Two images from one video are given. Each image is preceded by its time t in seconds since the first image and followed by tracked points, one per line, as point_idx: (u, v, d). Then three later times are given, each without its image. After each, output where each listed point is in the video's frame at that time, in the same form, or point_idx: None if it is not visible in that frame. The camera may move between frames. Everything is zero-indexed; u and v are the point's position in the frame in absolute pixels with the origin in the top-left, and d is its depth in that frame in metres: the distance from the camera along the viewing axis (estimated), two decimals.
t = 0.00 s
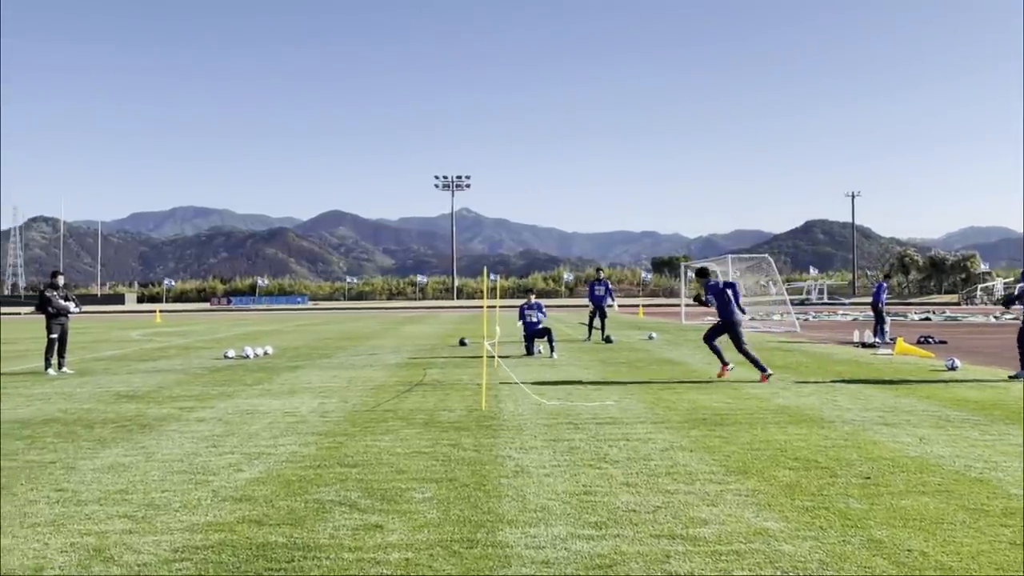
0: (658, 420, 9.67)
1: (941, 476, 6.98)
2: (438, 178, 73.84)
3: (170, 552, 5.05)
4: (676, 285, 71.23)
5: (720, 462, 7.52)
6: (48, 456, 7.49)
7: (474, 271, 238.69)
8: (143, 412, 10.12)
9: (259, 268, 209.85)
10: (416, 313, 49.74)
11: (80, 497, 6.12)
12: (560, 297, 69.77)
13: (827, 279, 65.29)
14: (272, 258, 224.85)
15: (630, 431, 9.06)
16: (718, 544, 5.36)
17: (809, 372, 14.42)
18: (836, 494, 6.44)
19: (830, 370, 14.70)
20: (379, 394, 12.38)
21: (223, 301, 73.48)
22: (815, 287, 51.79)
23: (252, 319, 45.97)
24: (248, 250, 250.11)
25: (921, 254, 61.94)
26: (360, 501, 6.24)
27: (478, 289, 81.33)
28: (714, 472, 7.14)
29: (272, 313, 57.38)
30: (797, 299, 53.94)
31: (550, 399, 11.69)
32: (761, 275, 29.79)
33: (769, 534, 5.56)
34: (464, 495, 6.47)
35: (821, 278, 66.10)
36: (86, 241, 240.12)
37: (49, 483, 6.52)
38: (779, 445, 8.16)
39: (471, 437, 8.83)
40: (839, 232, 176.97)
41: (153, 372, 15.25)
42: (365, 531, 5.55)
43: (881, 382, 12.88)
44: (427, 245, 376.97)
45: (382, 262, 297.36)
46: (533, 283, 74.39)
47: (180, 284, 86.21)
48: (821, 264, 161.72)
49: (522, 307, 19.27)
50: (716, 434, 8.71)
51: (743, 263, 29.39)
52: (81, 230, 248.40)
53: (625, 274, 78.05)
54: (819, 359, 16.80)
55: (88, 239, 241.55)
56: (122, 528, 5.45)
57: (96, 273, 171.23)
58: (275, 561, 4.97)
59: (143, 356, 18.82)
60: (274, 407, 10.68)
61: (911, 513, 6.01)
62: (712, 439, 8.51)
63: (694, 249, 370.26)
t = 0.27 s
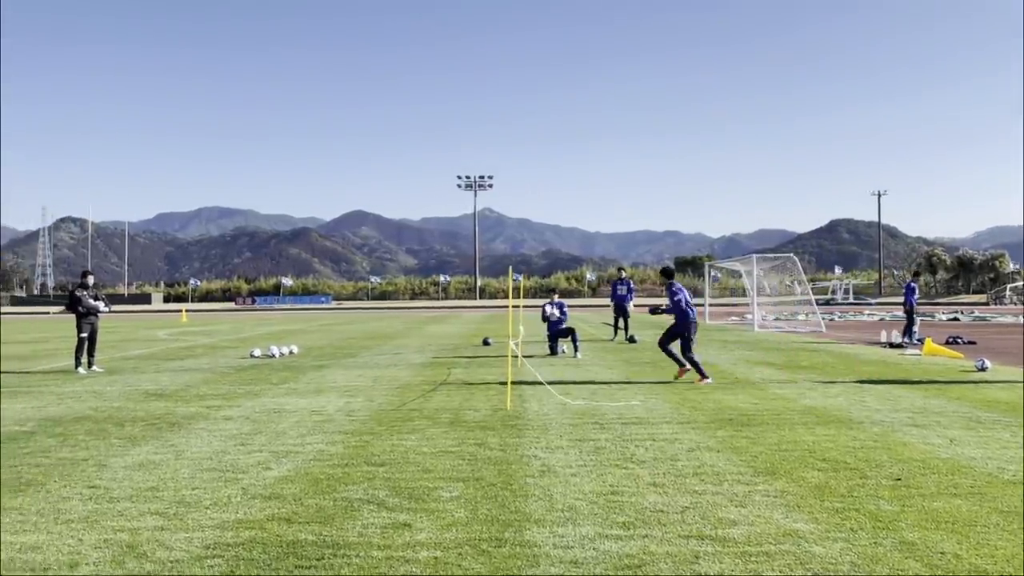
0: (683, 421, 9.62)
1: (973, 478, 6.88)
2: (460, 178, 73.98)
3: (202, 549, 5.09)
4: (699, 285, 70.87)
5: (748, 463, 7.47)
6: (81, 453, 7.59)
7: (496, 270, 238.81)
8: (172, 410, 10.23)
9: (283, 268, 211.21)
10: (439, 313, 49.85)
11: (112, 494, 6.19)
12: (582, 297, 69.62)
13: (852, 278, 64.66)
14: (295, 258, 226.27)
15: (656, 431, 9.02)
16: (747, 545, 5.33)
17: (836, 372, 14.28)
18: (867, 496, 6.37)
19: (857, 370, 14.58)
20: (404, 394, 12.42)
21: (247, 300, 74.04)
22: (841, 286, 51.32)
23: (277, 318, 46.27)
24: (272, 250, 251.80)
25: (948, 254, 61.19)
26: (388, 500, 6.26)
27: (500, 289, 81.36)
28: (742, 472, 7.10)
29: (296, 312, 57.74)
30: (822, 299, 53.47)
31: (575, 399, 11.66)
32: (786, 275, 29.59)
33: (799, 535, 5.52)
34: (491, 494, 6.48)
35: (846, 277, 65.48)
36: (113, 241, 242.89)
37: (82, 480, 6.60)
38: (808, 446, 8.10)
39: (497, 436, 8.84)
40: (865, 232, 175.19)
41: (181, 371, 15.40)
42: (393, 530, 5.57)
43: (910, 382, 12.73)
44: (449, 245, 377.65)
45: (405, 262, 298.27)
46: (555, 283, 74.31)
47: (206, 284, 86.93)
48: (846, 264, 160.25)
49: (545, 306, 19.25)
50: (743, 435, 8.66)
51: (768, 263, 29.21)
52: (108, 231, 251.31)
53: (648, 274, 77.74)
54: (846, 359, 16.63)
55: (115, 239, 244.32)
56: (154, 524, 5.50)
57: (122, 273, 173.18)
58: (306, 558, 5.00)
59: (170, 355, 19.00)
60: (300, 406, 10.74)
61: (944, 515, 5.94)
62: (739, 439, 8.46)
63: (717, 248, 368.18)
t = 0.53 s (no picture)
0: (717, 421, 9.57)
1: (1015, 480, 6.78)
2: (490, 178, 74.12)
3: (244, 544, 5.18)
4: (731, 284, 70.33)
5: (783, 463, 7.42)
6: (123, 449, 7.74)
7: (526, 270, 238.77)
8: (210, 407, 10.39)
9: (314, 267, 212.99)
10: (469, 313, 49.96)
11: (155, 490, 6.31)
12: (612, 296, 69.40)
13: (887, 277, 63.77)
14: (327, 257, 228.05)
15: (690, 431, 8.99)
16: (786, 546, 5.31)
17: (872, 372, 14.11)
18: (906, 498, 6.30)
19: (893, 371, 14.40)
20: (437, 392, 12.50)
21: (280, 300, 74.80)
22: (875, 285, 50.64)
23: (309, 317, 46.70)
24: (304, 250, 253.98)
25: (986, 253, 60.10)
26: (424, 497, 6.31)
27: (530, 288, 81.39)
28: (778, 473, 7.05)
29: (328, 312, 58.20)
30: (857, 299, 52.80)
31: (607, 399, 11.65)
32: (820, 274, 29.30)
33: (838, 536, 5.48)
34: (525, 492, 6.51)
35: (881, 277, 64.60)
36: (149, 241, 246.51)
37: (125, 476, 6.74)
38: (845, 447, 8.02)
39: (530, 435, 8.86)
40: (900, 231, 172.64)
41: (217, 369, 15.63)
42: (431, 526, 5.62)
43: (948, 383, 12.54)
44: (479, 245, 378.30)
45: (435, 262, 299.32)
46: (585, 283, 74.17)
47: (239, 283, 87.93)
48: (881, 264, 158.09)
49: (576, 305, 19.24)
50: (777, 435, 8.60)
51: (801, 262, 28.95)
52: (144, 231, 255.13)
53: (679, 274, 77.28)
54: (882, 360, 16.42)
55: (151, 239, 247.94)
56: (196, 519, 5.60)
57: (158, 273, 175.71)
58: (345, 554, 5.06)
59: (207, 353, 19.28)
60: (335, 404, 10.85)
61: (985, 517, 5.86)
62: (774, 440, 8.41)
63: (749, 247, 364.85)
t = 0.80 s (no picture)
0: (757, 422, 9.46)
1: None
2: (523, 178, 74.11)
3: (287, 540, 5.23)
4: (767, 284, 69.59)
5: (825, 466, 7.32)
6: (166, 446, 7.86)
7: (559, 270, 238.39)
8: (250, 405, 10.51)
9: (349, 267, 214.55)
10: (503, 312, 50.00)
11: (198, 486, 6.40)
12: (646, 295, 69.02)
13: (927, 277, 62.67)
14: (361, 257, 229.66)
15: (729, 433, 8.90)
16: (830, 550, 5.23)
17: (915, 373, 13.86)
18: (952, 502, 6.18)
19: (936, 372, 14.13)
20: (472, 391, 12.52)
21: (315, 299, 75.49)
22: (915, 285, 49.78)
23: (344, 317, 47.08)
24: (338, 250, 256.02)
25: None
26: (462, 496, 6.33)
27: (563, 288, 81.28)
28: (820, 476, 6.96)
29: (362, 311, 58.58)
30: (896, 299, 51.94)
31: (644, 399, 11.58)
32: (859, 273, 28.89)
33: (883, 541, 5.39)
34: (563, 492, 6.49)
35: (921, 276, 63.50)
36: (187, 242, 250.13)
37: (169, 472, 6.84)
38: (888, 450, 7.89)
39: (567, 435, 8.83)
40: (940, 230, 169.63)
41: (256, 367, 15.81)
42: (470, 525, 5.62)
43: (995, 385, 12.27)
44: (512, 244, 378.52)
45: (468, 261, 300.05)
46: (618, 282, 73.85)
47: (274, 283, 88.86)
48: (920, 263, 155.39)
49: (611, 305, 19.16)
50: (818, 438, 8.49)
51: (840, 262, 28.57)
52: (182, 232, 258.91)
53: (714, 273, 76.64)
54: (924, 361, 16.12)
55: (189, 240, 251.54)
56: (239, 516, 5.67)
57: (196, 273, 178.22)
58: (386, 552, 5.09)
59: (245, 352, 19.52)
60: (372, 403, 10.91)
61: None
62: (815, 442, 8.30)
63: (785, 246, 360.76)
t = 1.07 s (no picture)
0: (797, 424, 9.35)
1: None
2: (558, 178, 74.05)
3: (329, 536, 5.29)
4: (805, 284, 68.75)
5: (868, 468, 7.22)
6: (210, 442, 8.00)
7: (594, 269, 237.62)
8: (290, 403, 10.64)
9: (384, 267, 215.92)
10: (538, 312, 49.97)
11: (241, 482, 6.50)
12: (682, 295, 68.56)
13: (971, 276, 61.44)
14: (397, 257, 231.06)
15: (768, 434, 8.82)
16: (874, 553, 5.17)
17: (959, 374, 13.60)
18: (999, 506, 6.07)
19: (981, 374, 13.86)
20: (509, 390, 12.56)
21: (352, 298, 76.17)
22: (958, 285, 48.88)
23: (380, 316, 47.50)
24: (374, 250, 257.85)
25: None
26: (501, 494, 6.35)
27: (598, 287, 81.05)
28: (863, 478, 6.87)
29: (397, 310, 58.94)
30: (939, 298, 51.01)
31: (681, 400, 11.51)
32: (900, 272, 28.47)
33: (928, 544, 5.30)
34: (601, 492, 6.48)
35: (965, 276, 62.27)
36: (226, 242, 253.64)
37: (213, 468, 6.96)
38: (932, 452, 7.76)
39: (604, 435, 8.81)
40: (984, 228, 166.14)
41: (295, 365, 16.02)
42: (508, 524, 5.64)
43: None
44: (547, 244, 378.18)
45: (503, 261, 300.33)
46: (654, 281, 73.46)
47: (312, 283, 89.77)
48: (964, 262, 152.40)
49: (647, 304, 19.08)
50: (859, 440, 8.38)
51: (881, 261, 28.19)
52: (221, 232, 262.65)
53: (751, 273, 75.89)
54: (969, 362, 15.81)
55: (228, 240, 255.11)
56: (282, 512, 5.75)
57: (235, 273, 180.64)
58: (426, 549, 5.13)
59: (284, 350, 19.77)
60: (409, 401, 10.98)
61: None
62: (857, 444, 8.19)
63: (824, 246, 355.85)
